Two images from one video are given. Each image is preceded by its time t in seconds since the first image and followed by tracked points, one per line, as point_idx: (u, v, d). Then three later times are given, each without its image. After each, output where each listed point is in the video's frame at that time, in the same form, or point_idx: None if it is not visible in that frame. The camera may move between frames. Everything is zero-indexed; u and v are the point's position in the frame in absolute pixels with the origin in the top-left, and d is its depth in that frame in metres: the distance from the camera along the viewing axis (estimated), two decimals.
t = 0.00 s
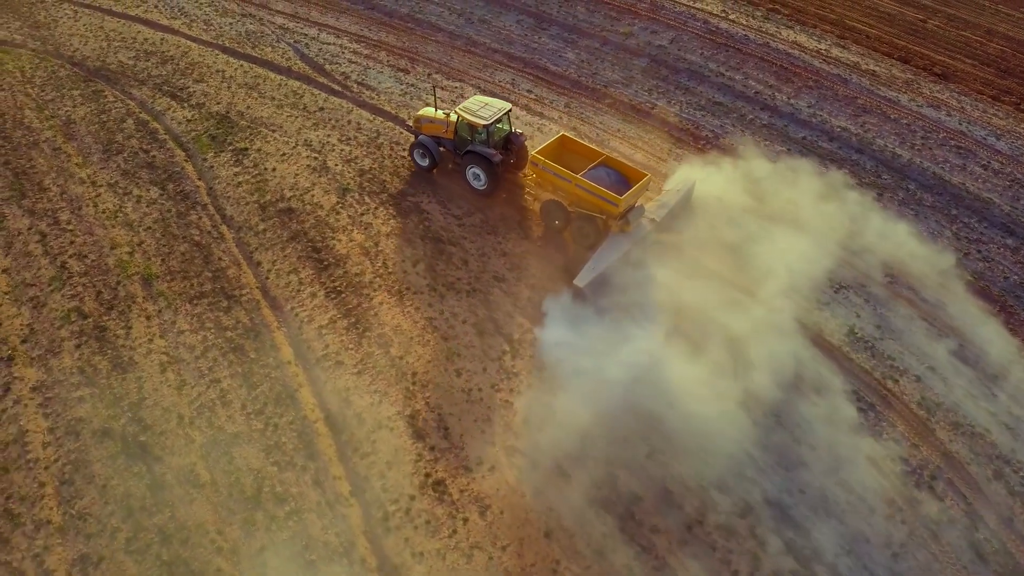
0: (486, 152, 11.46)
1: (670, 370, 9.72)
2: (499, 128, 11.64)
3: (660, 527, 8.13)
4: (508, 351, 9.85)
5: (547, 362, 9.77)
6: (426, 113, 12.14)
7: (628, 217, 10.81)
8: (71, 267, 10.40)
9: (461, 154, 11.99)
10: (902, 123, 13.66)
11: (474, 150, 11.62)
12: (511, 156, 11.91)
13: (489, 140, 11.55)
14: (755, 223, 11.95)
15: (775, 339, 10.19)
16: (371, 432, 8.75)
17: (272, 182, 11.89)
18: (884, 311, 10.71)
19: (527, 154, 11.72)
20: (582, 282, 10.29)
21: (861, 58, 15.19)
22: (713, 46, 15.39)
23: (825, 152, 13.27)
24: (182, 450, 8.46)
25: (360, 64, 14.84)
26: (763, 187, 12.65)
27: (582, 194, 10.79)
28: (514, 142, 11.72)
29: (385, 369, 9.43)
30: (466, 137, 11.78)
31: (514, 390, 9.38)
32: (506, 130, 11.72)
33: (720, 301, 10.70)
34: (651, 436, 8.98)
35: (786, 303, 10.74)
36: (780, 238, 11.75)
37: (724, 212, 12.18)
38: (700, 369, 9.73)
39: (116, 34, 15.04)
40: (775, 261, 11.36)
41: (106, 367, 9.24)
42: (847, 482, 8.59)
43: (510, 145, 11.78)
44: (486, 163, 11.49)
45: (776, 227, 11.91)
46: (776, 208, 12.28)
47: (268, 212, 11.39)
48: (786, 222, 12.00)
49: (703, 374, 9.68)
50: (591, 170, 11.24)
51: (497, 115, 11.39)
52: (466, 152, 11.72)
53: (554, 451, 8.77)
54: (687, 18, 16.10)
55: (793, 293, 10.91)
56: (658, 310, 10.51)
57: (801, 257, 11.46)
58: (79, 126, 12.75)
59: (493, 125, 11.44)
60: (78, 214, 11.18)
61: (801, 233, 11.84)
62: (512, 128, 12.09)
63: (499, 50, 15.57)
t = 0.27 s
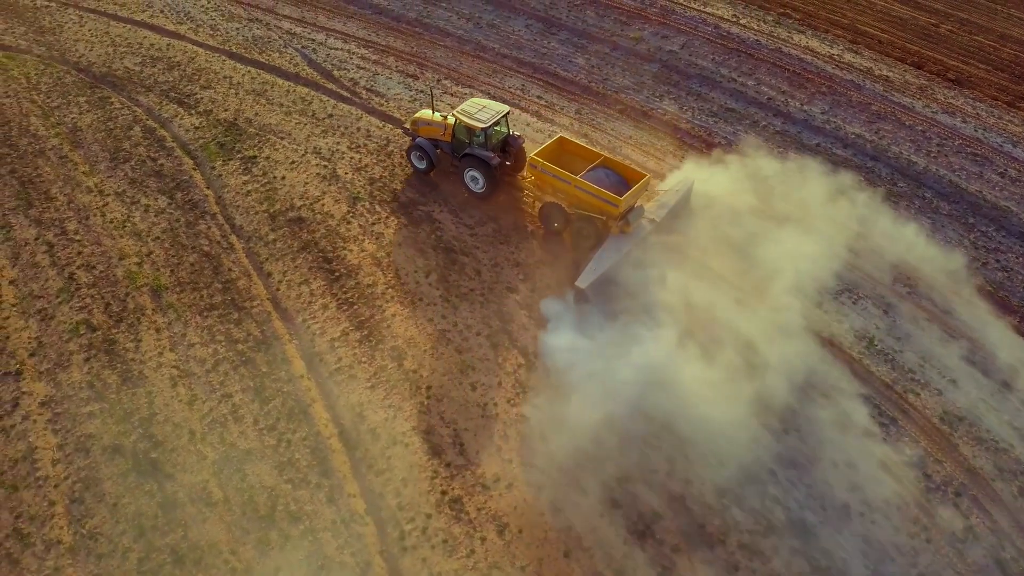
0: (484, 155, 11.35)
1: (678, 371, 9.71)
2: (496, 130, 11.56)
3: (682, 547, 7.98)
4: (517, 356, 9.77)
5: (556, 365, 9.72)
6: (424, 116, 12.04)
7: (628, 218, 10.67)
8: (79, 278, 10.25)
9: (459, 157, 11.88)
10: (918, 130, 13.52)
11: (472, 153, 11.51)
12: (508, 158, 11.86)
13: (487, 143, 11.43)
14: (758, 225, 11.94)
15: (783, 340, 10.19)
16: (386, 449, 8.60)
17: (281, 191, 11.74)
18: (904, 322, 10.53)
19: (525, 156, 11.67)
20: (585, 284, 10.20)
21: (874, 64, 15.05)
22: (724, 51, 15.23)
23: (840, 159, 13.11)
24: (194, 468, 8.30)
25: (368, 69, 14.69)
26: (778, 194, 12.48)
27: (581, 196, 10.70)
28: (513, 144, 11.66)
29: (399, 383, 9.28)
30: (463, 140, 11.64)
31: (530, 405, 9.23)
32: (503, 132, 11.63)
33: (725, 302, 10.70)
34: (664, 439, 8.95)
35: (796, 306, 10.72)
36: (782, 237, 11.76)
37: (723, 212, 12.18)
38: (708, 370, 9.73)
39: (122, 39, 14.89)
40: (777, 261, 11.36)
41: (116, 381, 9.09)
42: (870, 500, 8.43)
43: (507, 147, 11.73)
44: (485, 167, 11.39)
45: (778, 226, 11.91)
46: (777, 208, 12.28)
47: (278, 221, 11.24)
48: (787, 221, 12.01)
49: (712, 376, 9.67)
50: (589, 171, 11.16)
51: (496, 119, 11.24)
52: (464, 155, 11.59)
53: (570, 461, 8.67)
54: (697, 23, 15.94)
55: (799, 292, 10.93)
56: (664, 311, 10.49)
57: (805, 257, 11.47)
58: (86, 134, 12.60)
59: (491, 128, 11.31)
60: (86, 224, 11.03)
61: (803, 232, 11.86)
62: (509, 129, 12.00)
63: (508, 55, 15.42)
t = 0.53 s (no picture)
0: (479, 159, 11.21)
1: (687, 374, 9.64)
2: (492, 133, 11.40)
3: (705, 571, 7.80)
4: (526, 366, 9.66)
5: (564, 371, 9.63)
6: (419, 118, 12.08)
7: (626, 220, 10.55)
8: (87, 292, 10.08)
9: (455, 160, 11.78)
10: (934, 138, 13.33)
11: (467, 156, 11.38)
12: (505, 161, 11.64)
13: (483, 146, 11.28)
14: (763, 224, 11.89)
15: (795, 341, 10.13)
16: (402, 469, 8.42)
17: (291, 202, 11.57)
18: (926, 336, 10.29)
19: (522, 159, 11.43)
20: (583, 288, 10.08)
21: (888, 71, 14.87)
22: (737, 58, 15.06)
23: (856, 168, 12.91)
24: (206, 489, 8.12)
25: (377, 76, 14.51)
26: (795, 204, 12.27)
27: (578, 198, 10.59)
28: (509, 147, 11.45)
29: (413, 401, 9.10)
30: (459, 142, 11.55)
31: (548, 423, 9.05)
32: (499, 134, 11.47)
33: (733, 303, 10.64)
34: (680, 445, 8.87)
35: (810, 312, 10.59)
36: (787, 236, 11.72)
37: (725, 211, 12.14)
38: (718, 372, 9.67)
39: (128, 46, 14.72)
40: (783, 257, 11.34)
41: (125, 399, 8.91)
42: (897, 521, 8.23)
43: (504, 150, 11.53)
44: (480, 170, 11.25)
45: (782, 225, 11.88)
46: (779, 207, 12.25)
47: (288, 233, 11.08)
48: (790, 220, 11.98)
49: (724, 378, 9.60)
50: (586, 173, 11.05)
51: (491, 121, 11.07)
52: (460, 158, 11.46)
53: (587, 476, 8.55)
54: (709, 28, 15.76)
55: (807, 291, 10.88)
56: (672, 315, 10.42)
57: (812, 255, 11.43)
58: (92, 143, 12.43)
59: (487, 130, 11.16)
60: (94, 236, 10.86)
61: (807, 230, 11.83)
62: (506, 131, 11.80)
63: (519, 61, 15.25)
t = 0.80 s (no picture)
0: (475, 162, 11.12)
1: (693, 376, 9.60)
2: (488, 136, 11.22)
3: None
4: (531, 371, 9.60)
5: (569, 375, 9.56)
6: (414, 121, 11.95)
7: (623, 223, 10.56)
8: (93, 304, 9.93)
9: (449, 163, 11.68)
10: (948, 145, 13.18)
11: (463, 158, 11.25)
12: (500, 164, 11.52)
13: (478, 149, 11.12)
14: (765, 225, 11.84)
15: (801, 342, 10.11)
16: (414, 487, 8.27)
17: (298, 211, 11.42)
18: (943, 348, 10.09)
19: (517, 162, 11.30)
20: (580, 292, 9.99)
21: (900, 77, 14.71)
22: (748, 63, 14.90)
23: (870, 176, 12.74)
24: (215, 508, 7.97)
25: (384, 83, 14.35)
26: (809, 212, 12.09)
27: (575, 202, 10.47)
28: (504, 150, 11.30)
29: (425, 417, 8.94)
30: (454, 146, 11.43)
31: (562, 438, 8.88)
32: (495, 138, 11.29)
33: (736, 304, 10.61)
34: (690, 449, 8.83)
35: (826, 323, 10.42)
36: (788, 235, 11.68)
37: (724, 211, 12.10)
38: (724, 374, 9.64)
39: (132, 52, 14.57)
40: (784, 258, 11.30)
41: (132, 415, 8.76)
42: (918, 541, 8.05)
43: (500, 153, 11.39)
44: (475, 173, 11.12)
45: (783, 225, 11.83)
46: (780, 207, 12.22)
47: (296, 244, 10.93)
48: (790, 219, 11.95)
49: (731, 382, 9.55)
50: (582, 176, 10.94)
51: (486, 124, 10.89)
52: (455, 161, 11.33)
53: (599, 486, 8.46)
54: (719, 34, 15.60)
55: (812, 292, 10.84)
56: (676, 317, 10.38)
57: (815, 255, 11.39)
58: (97, 151, 12.28)
59: (482, 134, 10.98)
60: (99, 247, 10.72)
61: (808, 229, 11.80)
62: (501, 133, 11.64)
63: (526, 67, 15.09)
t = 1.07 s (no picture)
0: (469, 166, 11.04)
1: (698, 378, 9.51)
2: (481, 140, 11.19)
3: None
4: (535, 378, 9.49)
5: (573, 382, 9.42)
6: (407, 124, 11.78)
7: (618, 227, 10.39)
8: (98, 320, 9.76)
9: (443, 166, 11.58)
10: (964, 154, 13.00)
11: (456, 163, 11.17)
12: (494, 167, 11.50)
13: (472, 154, 11.06)
14: (768, 227, 11.75)
15: (808, 344, 10.02)
16: (428, 510, 8.09)
17: (305, 224, 11.25)
18: (964, 363, 9.85)
19: (512, 165, 11.27)
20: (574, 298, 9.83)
21: (914, 84, 14.53)
22: (759, 71, 14.73)
23: (885, 186, 12.55)
24: (224, 532, 7.79)
25: (391, 90, 14.17)
26: (824, 222, 11.88)
27: (569, 206, 10.42)
28: (497, 153, 11.28)
29: (438, 436, 8.76)
30: (448, 150, 11.30)
31: (577, 458, 8.68)
32: (488, 141, 11.28)
33: (740, 304, 10.52)
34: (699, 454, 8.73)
35: (844, 336, 10.21)
36: (789, 236, 11.61)
37: (722, 212, 12.03)
38: (729, 379, 9.52)
39: (135, 59, 14.39)
40: (786, 259, 11.23)
41: (139, 435, 8.58)
42: (943, 566, 7.84)
43: (493, 157, 11.35)
44: (469, 177, 11.05)
45: (784, 226, 11.76)
46: (780, 207, 12.14)
47: (304, 257, 10.76)
48: (790, 220, 11.88)
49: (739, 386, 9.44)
50: (576, 180, 10.92)
51: (480, 128, 10.84)
52: (448, 165, 11.24)
53: (613, 498, 8.32)
54: (729, 40, 15.43)
55: (820, 297, 10.71)
56: (680, 320, 10.29)
57: (818, 256, 11.31)
58: (101, 161, 12.10)
59: (476, 138, 10.93)
60: (104, 260, 10.54)
61: (809, 229, 11.74)
62: (494, 137, 11.61)
63: (535, 74, 14.91)
